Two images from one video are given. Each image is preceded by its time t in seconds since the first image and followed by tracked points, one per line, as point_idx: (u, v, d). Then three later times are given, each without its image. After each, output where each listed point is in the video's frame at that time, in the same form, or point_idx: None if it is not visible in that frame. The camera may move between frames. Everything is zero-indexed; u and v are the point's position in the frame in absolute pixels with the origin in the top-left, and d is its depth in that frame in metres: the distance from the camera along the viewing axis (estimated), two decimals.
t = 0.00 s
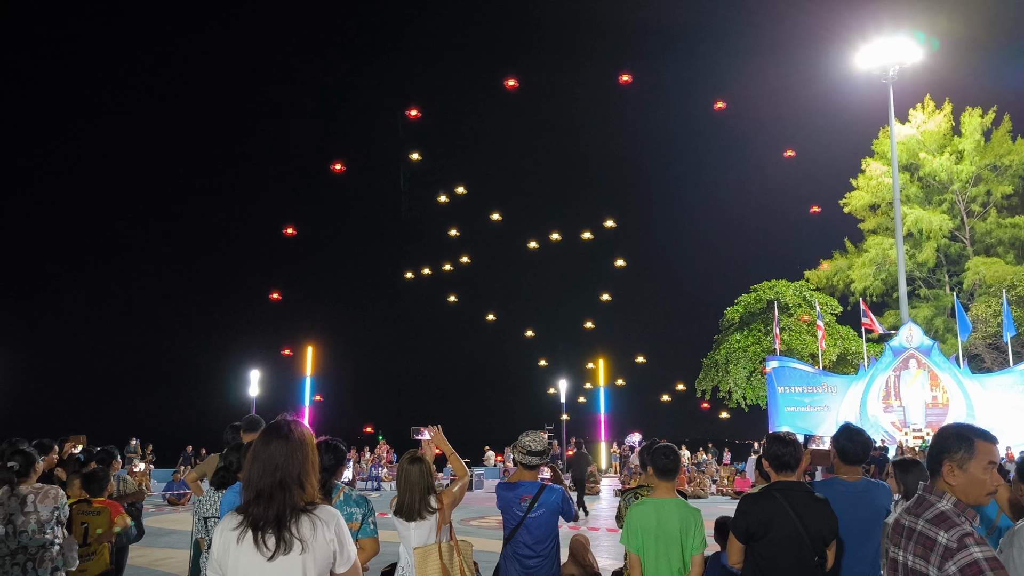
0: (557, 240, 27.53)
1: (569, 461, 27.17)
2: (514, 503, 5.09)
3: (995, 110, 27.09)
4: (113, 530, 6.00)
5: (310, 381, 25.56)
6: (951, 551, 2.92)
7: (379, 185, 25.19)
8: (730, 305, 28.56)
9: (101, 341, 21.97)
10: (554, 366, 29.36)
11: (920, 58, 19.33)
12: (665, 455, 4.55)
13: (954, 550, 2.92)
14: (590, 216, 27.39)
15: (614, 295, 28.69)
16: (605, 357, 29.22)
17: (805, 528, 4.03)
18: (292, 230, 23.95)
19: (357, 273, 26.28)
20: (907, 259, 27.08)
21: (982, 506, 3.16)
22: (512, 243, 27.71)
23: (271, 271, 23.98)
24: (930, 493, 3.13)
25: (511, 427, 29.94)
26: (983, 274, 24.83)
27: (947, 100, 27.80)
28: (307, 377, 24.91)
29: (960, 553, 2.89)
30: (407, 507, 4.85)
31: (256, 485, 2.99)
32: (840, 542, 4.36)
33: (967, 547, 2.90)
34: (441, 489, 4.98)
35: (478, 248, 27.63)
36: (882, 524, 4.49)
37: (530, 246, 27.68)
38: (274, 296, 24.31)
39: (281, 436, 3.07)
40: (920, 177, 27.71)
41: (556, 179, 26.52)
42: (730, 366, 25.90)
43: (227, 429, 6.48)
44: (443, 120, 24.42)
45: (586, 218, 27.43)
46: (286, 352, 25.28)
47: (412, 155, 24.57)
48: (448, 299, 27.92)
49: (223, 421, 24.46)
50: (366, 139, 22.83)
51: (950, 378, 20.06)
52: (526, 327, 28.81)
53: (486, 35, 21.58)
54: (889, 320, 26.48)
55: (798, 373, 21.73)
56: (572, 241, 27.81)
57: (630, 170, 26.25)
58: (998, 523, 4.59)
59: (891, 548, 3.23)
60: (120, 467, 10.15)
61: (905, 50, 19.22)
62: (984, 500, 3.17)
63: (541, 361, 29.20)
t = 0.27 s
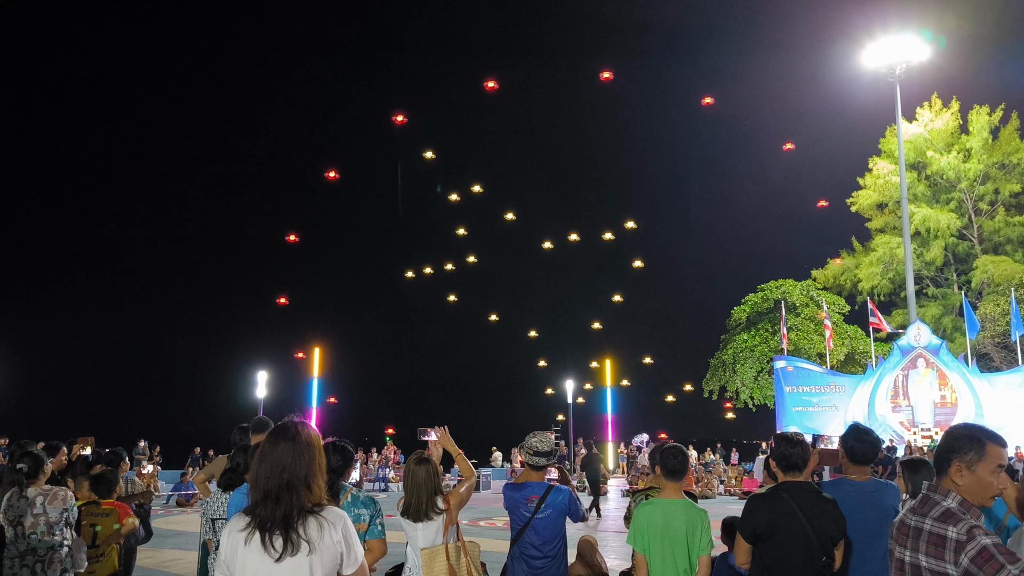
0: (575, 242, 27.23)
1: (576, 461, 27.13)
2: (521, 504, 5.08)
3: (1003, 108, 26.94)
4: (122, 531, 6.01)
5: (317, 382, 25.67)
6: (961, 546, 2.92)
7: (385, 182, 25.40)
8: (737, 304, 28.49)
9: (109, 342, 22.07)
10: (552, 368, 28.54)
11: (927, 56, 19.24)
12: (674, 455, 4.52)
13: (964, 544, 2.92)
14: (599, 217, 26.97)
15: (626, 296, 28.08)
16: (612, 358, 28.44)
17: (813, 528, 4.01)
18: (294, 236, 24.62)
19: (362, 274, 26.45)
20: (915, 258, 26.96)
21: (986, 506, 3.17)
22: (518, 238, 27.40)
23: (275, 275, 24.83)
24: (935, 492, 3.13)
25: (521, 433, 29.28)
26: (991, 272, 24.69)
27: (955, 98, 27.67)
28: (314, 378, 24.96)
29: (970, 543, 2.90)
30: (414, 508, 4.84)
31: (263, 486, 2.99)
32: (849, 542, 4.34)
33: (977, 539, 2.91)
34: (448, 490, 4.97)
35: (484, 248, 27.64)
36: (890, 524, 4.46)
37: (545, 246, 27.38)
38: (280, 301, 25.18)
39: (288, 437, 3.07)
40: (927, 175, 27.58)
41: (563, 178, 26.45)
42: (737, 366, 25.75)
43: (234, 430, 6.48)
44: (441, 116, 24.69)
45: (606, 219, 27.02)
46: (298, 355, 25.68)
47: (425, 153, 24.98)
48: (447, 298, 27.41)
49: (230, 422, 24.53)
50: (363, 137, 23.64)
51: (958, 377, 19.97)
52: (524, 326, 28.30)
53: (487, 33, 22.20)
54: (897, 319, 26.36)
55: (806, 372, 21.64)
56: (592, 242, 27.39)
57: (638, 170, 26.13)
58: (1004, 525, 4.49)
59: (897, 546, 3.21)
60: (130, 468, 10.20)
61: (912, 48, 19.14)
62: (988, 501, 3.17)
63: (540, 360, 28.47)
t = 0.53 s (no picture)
0: (592, 244, 27.57)
1: (582, 465, 27.09)
2: (527, 507, 5.08)
3: (1008, 110, 26.85)
4: (128, 535, 6.01)
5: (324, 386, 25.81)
6: (963, 551, 2.93)
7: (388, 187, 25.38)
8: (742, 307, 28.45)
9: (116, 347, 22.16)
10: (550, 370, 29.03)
11: (932, 59, 19.20)
12: (679, 459, 4.51)
13: (966, 549, 2.93)
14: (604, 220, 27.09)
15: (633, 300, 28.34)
16: (617, 361, 28.87)
17: (819, 532, 4.00)
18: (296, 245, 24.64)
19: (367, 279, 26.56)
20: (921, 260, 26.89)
21: (986, 508, 3.18)
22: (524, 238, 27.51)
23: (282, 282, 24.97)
24: (938, 495, 3.12)
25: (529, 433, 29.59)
26: (997, 275, 24.59)
27: (960, 100, 27.60)
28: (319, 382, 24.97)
29: (972, 551, 2.91)
30: (419, 512, 4.85)
31: (269, 490, 2.99)
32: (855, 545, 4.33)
33: (980, 547, 2.92)
34: (454, 493, 4.97)
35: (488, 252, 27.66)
36: (895, 527, 4.44)
37: (557, 249, 27.66)
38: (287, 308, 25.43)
39: (293, 442, 3.07)
40: (933, 178, 27.52)
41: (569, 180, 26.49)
42: (742, 369, 25.58)
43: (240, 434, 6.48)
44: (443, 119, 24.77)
45: (628, 222, 27.30)
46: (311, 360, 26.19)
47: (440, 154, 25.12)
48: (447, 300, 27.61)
49: (236, 426, 24.57)
50: (362, 143, 23.42)
51: (964, 380, 19.80)
52: (532, 331, 28.69)
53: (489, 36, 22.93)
54: (903, 321, 26.16)
55: (811, 375, 21.63)
56: (611, 245, 27.70)
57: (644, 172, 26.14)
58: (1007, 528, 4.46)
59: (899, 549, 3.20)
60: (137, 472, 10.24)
61: (917, 50, 19.10)
62: (990, 503, 3.17)
63: (538, 364, 28.83)
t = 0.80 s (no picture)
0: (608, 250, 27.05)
1: (586, 470, 26.99)
2: (531, 512, 5.07)
3: (1013, 113, 26.79)
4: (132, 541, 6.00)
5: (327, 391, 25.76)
6: (968, 557, 2.95)
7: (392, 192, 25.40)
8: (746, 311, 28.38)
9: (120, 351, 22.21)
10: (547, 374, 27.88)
11: (935, 62, 19.19)
12: (684, 464, 4.50)
13: (972, 555, 2.94)
14: (607, 224, 26.99)
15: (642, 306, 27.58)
16: (620, 366, 27.88)
17: (824, 537, 3.98)
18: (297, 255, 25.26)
19: (370, 284, 26.63)
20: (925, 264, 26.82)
21: (987, 512, 3.21)
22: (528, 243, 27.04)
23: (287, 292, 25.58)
24: (941, 500, 3.15)
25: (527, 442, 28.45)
26: (1002, 278, 24.48)
27: (964, 104, 27.58)
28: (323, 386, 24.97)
29: (978, 558, 2.93)
30: (423, 517, 4.85)
31: (273, 496, 3.00)
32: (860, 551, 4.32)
33: (987, 553, 2.94)
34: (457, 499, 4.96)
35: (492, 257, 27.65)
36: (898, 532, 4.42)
37: (570, 254, 27.15)
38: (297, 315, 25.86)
39: (297, 447, 3.08)
40: (937, 181, 27.47)
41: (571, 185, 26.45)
42: (747, 373, 25.51)
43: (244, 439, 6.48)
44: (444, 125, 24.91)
45: (643, 228, 26.97)
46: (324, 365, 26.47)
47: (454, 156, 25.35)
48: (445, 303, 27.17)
49: (239, 431, 24.55)
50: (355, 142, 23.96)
51: (969, 384, 19.68)
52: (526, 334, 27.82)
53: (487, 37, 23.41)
54: (907, 326, 25.84)
55: (815, 379, 21.64)
56: (626, 250, 27.19)
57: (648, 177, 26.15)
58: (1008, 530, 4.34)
59: (902, 553, 3.22)
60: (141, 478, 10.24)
61: (920, 54, 19.09)
62: (990, 507, 3.20)
63: (535, 369, 27.86)
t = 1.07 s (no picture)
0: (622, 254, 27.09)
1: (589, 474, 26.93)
2: (535, 516, 5.06)
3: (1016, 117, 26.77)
4: (136, 544, 6.01)
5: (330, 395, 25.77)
6: (978, 561, 2.94)
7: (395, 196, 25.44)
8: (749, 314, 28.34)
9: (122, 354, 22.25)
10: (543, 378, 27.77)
11: (939, 66, 19.17)
12: (688, 468, 4.50)
13: (982, 560, 2.93)
14: (611, 228, 26.97)
15: (649, 311, 27.50)
16: (623, 369, 27.73)
17: (828, 541, 3.97)
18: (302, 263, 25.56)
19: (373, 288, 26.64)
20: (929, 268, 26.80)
21: (991, 515, 3.21)
22: (531, 246, 27.00)
23: (289, 297, 25.62)
24: (945, 505, 3.15)
25: (528, 446, 28.32)
26: (1005, 282, 24.46)
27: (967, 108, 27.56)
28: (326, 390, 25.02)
29: (988, 563, 2.92)
30: (427, 521, 4.84)
31: (277, 500, 3.00)
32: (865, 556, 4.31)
33: (996, 558, 2.93)
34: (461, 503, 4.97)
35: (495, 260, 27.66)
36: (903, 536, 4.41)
37: (581, 257, 27.16)
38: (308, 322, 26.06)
39: (301, 452, 3.08)
40: (940, 185, 27.43)
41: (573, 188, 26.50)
42: (750, 377, 25.45)
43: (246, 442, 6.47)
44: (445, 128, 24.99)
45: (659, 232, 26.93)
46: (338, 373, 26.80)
47: (471, 157, 25.48)
48: (444, 306, 27.20)
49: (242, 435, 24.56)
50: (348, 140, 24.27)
51: (973, 388, 19.67)
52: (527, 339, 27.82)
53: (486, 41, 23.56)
54: (911, 329, 25.85)
55: (818, 384, 21.56)
56: (641, 255, 27.17)
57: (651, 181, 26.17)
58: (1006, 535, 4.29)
59: (906, 560, 3.20)
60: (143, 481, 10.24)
61: (923, 57, 19.07)
62: (994, 511, 3.19)
63: (531, 372, 27.74)
